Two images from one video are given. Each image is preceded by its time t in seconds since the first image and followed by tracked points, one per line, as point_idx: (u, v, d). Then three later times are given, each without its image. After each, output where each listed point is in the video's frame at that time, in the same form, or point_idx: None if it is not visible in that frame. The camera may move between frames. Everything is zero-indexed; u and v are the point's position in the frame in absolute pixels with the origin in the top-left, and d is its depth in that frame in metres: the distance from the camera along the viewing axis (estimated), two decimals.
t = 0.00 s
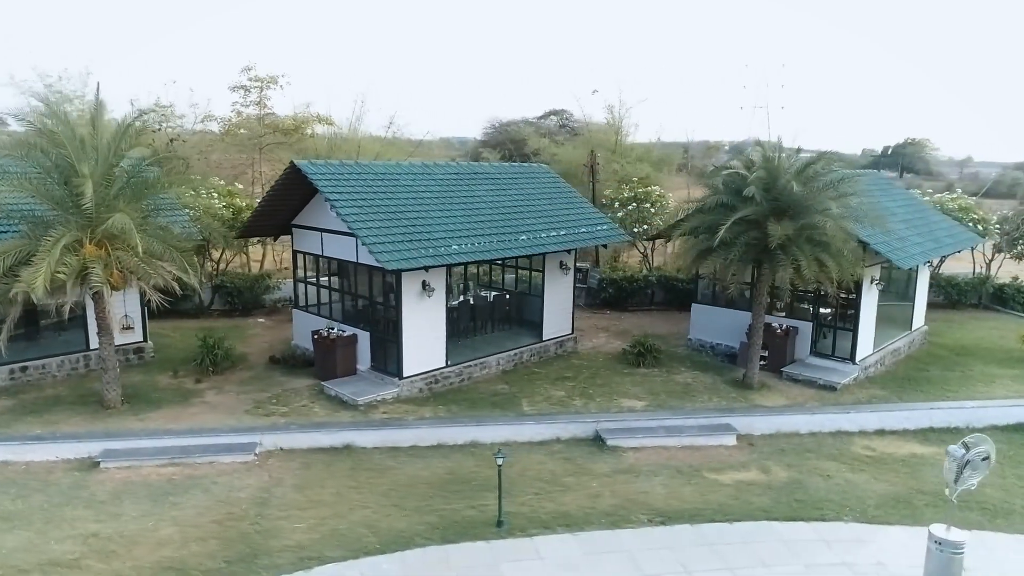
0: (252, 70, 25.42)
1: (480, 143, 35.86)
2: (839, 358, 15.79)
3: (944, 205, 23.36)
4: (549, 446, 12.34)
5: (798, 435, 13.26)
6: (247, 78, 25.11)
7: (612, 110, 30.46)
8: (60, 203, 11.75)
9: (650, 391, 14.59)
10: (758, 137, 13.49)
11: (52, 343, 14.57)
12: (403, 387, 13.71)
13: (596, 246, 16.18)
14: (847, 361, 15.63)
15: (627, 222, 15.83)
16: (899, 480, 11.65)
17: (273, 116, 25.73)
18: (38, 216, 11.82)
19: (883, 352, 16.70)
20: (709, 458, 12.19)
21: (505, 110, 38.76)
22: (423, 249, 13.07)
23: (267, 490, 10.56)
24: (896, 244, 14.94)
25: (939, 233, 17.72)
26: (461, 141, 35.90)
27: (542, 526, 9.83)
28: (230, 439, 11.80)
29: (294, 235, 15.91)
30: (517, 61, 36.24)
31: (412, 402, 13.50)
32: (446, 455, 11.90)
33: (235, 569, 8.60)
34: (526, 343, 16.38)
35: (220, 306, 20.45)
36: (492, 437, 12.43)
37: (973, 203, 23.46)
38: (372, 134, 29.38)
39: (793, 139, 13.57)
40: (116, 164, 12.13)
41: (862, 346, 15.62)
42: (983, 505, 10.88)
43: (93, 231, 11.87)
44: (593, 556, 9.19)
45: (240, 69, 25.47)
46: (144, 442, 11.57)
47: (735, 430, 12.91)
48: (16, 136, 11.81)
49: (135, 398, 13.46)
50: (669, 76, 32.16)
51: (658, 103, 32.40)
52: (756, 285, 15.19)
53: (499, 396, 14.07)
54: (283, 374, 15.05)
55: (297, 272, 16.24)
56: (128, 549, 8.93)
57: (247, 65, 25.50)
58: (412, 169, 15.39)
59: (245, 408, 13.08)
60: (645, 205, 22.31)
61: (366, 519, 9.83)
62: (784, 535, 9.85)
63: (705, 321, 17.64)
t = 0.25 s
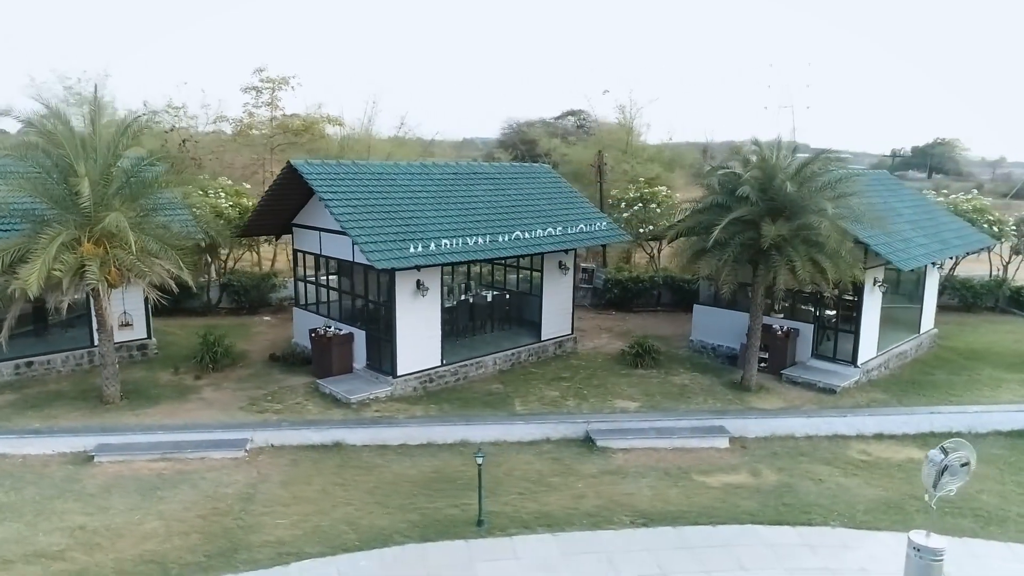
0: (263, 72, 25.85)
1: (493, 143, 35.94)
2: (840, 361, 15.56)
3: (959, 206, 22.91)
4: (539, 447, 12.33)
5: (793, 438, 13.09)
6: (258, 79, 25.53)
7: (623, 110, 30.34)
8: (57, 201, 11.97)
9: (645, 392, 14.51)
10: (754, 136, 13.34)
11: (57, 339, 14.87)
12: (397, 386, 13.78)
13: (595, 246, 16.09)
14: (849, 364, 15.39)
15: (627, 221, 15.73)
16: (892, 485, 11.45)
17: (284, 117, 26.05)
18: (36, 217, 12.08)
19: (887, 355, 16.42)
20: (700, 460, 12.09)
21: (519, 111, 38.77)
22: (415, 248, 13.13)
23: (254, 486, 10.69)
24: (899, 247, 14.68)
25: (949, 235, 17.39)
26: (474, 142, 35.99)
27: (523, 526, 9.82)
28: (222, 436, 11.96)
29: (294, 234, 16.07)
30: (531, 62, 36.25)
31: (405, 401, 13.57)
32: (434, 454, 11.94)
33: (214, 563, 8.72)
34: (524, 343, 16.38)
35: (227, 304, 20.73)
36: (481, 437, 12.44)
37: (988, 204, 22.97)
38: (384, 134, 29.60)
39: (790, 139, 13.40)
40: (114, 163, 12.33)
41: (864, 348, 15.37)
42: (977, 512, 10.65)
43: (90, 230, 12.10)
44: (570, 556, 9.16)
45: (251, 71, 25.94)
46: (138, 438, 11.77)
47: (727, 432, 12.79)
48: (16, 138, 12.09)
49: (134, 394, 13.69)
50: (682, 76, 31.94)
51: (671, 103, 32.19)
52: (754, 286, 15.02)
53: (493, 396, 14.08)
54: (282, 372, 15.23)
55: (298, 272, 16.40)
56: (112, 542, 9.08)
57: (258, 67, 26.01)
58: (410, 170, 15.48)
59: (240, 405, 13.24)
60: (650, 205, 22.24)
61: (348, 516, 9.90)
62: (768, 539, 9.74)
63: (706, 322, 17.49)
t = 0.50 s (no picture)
0: (285, 73, 26.18)
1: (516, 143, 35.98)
2: (851, 365, 15.22)
3: (988, 207, 22.20)
4: (533, 446, 12.32)
5: (795, 443, 12.85)
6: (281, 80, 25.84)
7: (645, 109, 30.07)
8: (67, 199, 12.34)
9: (647, 393, 14.39)
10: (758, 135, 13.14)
11: (74, 333, 15.32)
12: (397, 383, 13.90)
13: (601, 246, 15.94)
14: (859, 368, 15.03)
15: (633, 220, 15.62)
16: (892, 493, 11.17)
17: (306, 118, 26.46)
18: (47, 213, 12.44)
19: (902, 360, 15.99)
20: (695, 463, 11.94)
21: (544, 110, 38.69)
22: (415, 246, 13.22)
23: (247, 479, 10.89)
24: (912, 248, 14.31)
25: (969, 238, 16.89)
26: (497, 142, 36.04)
27: (506, 525, 9.82)
28: (222, 429, 12.21)
29: (304, 233, 16.31)
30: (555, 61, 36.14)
31: (404, 398, 13.68)
32: (428, 451, 12.02)
33: (198, 554, 8.91)
34: (529, 343, 16.36)
35: (244, 301, 21.13)
36: (476, 435, 12.47)
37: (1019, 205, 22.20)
38: (405, 134, 29.85)
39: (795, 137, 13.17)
40: (122, 161, 12.57)
41: (875, 352, 14.99)
42: (978, 522, 10.33)
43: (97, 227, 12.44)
44: (550, 557, 9.13)
45: (274, 73, 26.23)
46: (141, 430, 12.08)
47: (726, 435, 12.61)
48: (29, 138, 12.48)
49: (144, 388, 14.06)
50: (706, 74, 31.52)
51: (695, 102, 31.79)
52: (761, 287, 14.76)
53: (492, 395, 14.10)
54: (289, 368, 15.48)
55: (307, 270, 16.64)
56: (105, 530, 9.35)
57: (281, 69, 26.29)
58: (415, 170, 15.61)
59: (243, 400, 13.49)
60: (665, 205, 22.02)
61: (334, 511, 10.02)
62: (755, 544, 9.58)
63: (716, 324, 17.25)
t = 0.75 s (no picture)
0: (310, 75, 26.57)
1: (541, 142, 35.93)
2: (866, 369, 14.86)
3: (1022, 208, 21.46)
4: (534, 446, 12.31)
5: (802, 448, 12.61)
6: (306, 82, 26.24)
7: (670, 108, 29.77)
8: (85, 199, 12.74)
9: (654, 395, 14.26)
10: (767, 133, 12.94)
11: (95, 328, 15.80)
12: (403, 381, 14.01)
13: (613, 246, 15.79)
14: (875, 373, 14.67)
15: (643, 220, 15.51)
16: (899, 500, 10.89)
17: (330, 118, 26.81)
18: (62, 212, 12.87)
19: (921, 365, 15.57)
20: (697, 466, 11.80)
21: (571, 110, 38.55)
22: (421, 245, 13.33)
23: (249, 473, 11.09)
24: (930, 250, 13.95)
25: (995, 240, 16.39)
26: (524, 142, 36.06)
27: (498, 524, 9.83)
28: (229, 424, 12.46)
29: (318, 232, 16.57)
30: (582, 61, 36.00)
31: (410, 396, 13.78)
32: (427, 449, 12.09)
33: (193, 545, 9.11)
34: (539, 343, 16.35)
35: (266, 299, 21.52)
36: (477, 434, 12.51)
37: None
38: (428, 134, 30.05)
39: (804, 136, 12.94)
40: (136, 161, 13.01)
41: (891, 356, 14.63)
42: (987, 532, 10.00)
43: (111, 225, 12.81)
44: (538, 556, 9.12)
45: (299, 74, 26.63)
46: (151, 423, 12.40)
47: (731, 438, 12.44)
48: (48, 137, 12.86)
49: (158, 382, 14.42)
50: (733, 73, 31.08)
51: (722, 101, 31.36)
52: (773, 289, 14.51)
53: (497, 394, 14.13)
54: (300, 364, 15.71)
55: (321, 268, 16.88)
56: (106, 519, 9.63)
57: (306, 71, 26.68)
58: (426, 170, 15.74)
59: (252, 395, 13.75)
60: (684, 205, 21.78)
61: (329, 506, 10.15)
62: (749, 549, 9.43)
63: (731, 326, 16.99)
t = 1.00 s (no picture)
0: (337, 76, 26.88)
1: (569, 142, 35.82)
2: (884, 375, 14.48)
3: None
4: (536, 446, 12.30)
5: (811, 454, 12.35)
6: (333, 84, 26.57)
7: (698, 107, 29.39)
8: (103, 198, 13.15)
9: (663, 397, 14.11)
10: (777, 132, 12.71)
11: (119, 323, 16.30)
12: (411, 379, 14.12)
13: (626, 246, 15.67)
14: (893, 378, 14.27)
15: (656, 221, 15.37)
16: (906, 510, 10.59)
17: (356, 119, 27.24)
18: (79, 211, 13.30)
19: (944, 371, 15.10)
20: (700, 470, 11.65)
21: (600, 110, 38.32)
22: (429, 244, 13.43)
23: (252, 466, 11.32)
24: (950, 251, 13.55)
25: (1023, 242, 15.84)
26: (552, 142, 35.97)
27: (491, 522, 9.85)
28: (238, 418, 12.72)
29: (334, 231, 16.80)
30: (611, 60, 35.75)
31: (417, 394, 13.89)
32: (429, 447, 12.17)
33: (190, 535, 9.34)
34: (551, 343, 16.32)
35: (288, 296, 21.92)
36: (480, 433, 12.55)
37: None
38: (454, 135, 30.22)
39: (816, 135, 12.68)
40: (154, 161, 13.33)
41: (910, 362, 14.22)
42: (995, 545, 9.66)
43: (128, 223, 13.20)
44: (527, 556, 9.11)
45: (326, 76, 26.95)
46: (164, 416, 12.73)
47: (737, 442, 12.25)
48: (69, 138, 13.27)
49: (175, 376, 14.80)
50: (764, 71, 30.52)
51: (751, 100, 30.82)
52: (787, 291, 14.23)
53: (504, 394, 14.14)
54: (314, 361, 15.95)
55: (337, 267, 17.12)
56: (111, 508, 9.93)
57: (333, 72, 27.00)
58: (439, 170, 15.85)
59: (264, 391, 14.02)
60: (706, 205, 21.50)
61: (327, 501, 10.30)
62: (743, 555, 9.27)
63: (747, 329, 16.70)
